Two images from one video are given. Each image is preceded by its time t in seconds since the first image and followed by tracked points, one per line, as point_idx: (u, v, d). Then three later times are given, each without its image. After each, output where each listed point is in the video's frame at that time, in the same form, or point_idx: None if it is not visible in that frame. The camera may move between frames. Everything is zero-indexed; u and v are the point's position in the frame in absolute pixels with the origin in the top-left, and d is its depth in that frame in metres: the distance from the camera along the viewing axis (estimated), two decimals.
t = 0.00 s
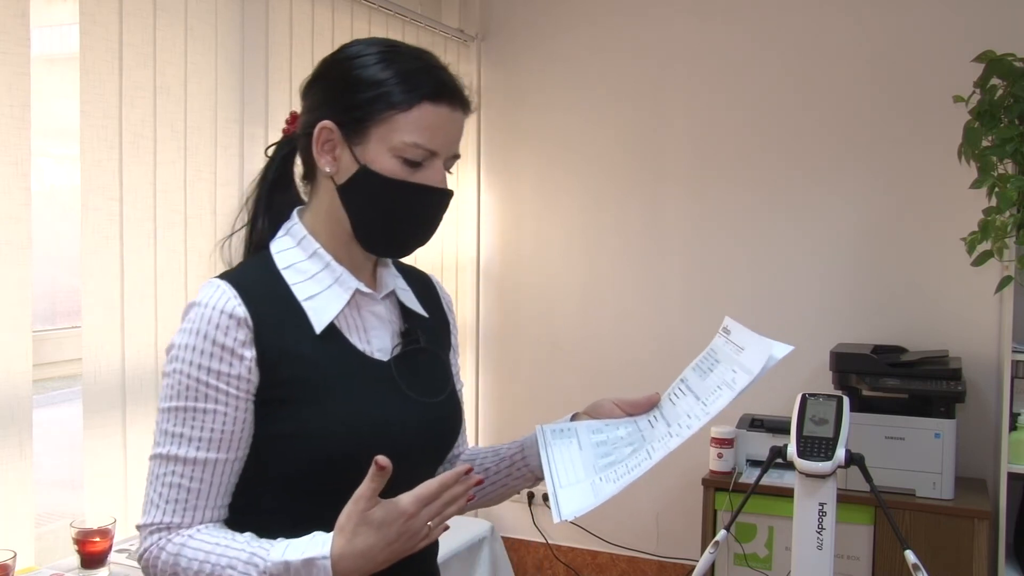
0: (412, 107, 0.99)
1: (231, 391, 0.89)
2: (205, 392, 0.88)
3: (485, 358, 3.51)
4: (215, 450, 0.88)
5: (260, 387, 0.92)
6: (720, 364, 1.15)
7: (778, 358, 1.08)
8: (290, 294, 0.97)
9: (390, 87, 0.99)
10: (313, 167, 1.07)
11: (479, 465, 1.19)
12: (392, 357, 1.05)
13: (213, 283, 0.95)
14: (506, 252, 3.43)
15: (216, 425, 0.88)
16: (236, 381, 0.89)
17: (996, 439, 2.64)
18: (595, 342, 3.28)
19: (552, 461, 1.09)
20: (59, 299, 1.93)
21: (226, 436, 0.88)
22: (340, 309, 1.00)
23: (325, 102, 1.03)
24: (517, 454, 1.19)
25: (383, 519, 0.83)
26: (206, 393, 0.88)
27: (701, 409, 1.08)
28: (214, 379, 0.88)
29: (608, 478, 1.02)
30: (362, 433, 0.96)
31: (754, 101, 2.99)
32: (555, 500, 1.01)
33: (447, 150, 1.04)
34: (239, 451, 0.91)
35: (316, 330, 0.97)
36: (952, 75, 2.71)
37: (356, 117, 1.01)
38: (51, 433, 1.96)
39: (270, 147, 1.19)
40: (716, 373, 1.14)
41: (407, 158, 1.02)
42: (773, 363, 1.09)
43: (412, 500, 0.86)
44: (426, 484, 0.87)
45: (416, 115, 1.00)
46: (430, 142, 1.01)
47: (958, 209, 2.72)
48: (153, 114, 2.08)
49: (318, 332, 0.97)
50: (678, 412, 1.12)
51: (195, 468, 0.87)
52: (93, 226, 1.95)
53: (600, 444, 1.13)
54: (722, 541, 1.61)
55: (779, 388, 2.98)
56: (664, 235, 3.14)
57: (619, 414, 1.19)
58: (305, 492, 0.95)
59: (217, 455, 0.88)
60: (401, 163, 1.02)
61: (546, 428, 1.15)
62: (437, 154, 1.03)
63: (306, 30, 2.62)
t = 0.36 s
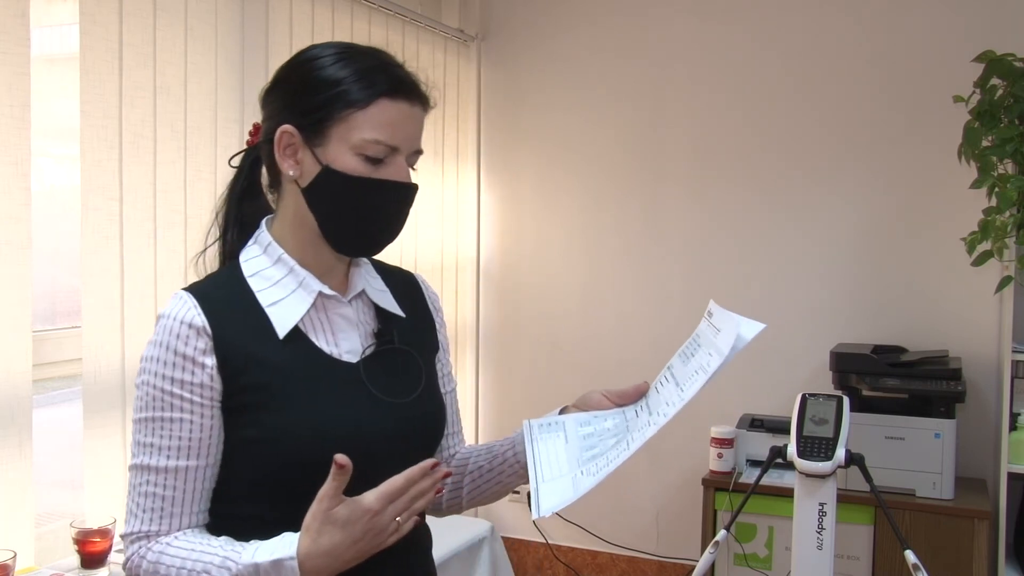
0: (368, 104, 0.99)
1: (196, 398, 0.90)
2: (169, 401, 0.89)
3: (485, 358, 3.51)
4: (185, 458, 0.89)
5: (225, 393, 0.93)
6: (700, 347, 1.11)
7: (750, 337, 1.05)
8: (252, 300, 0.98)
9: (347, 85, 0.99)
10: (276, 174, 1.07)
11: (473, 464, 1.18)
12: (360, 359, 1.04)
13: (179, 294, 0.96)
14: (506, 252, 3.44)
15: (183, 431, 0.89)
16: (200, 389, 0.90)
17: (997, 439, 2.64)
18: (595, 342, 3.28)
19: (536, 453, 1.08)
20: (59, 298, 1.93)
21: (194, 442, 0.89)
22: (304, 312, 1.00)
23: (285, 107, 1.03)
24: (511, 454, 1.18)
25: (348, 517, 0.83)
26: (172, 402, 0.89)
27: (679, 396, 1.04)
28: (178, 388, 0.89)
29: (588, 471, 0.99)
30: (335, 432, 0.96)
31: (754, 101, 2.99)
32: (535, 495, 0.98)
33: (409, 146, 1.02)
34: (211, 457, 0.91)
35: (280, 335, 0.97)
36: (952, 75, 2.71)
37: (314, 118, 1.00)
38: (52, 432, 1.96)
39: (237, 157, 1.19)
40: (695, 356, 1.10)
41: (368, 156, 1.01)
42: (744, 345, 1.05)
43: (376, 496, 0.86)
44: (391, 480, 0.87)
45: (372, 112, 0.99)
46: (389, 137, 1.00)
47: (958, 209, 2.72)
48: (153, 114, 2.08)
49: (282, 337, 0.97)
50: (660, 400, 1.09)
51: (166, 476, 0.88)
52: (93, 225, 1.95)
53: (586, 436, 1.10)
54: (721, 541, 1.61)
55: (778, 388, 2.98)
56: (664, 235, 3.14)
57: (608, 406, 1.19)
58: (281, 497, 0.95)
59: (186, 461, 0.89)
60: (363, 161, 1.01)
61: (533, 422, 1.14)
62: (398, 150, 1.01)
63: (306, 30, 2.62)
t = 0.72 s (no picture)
0: (350, 104, 0.98)
1: (187, 401, 0.89)
2: (160, 405, 0.89)
3: (485, 358, 3.51)
4: (177, 460, 0.89)
5: (215, 396, 0.92)
6: (682, 342, 1.09)
7: (727, 328, 1.02)
8: (240, 302, 0.97)
9: (330, 85, 0.98)
10: (262, 176, 1.07)
11: (464, 465, 1.17)
12: (349, 361, 1.03)
13: (169, 296, 0.96)
14: (506, 252, 3.44)
15: (174, 434, 0.89)
16: (191, 391, 0.90)
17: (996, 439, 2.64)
18: (595, 342, 3.28)
19: (522, 450, 1.05)
20: (59, 298, 1.92)
21: (186, 444, 0.89)
22: (293, 313, 1.00)
23: (269, 108, 1.03)
24: (501, 455, 1.18)
25: (341, 519, 0.83)
26: (163, 405, 0.89)
27: (659, 389, 1.02)
28: (169, 391, 0.89)
29: (570, 468, 0.96)
30: (325, 432, 0.95)
31: (755, 101, 2.98)
32: (516, 493, 0.94)
33: (391, 146, 1.02)
34: (203, 460, 0.91)
35: (268, 337, 0.96)
36: (952, 75, 2.71)
37: (297, 118, 1.00)
38: (52, 432, 1.95)
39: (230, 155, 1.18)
40: (678, 350, 1.08)
41: (351, 156, 1.00)
42: (722, 336, 1.02)
43: (369, 498, 0.85)
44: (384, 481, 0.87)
45: (355, 112, 0.98)
46: (373, 137, 0.99)
47: (958, 209, 2.72)
48: (153, 114, 2.08)
49: (270, 339, 0.96)
50: (644, 395, 1.06)
51: (158, 479, 0.88)
52: (93, 225, 1.95)
53: (572, 434, 1.08)
54: (722, 541, 1.62)
55: (778, 388, 2.98)
56: (664, 235, 3.14)
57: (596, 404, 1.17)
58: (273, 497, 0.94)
59: (178, 464, 0.89)
60: (346, 161, 1.00)
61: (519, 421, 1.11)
62: (381, 150, 1.01)
63: (306, 30, 2.62)
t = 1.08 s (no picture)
0: (344, 110, 0.97)
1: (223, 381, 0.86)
2: (201, 385, 0.83)
3: (484, 358, 3.51)
4: (234, 437, 0.83)
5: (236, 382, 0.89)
6: (666, 352, 1.05)
7: (706, 342, 0.98)
8: (248, 298, 0.95)
9: (327, 89, 0.97)
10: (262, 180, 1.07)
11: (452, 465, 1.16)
12: (355, 358, 1.04)
13: (176, 292, 0.92)
14: (506, 252, 3.44)
15: (223, 411, 0.83)
16: (223, 372, 0.87)
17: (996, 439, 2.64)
18: (595, 342, 3.28)
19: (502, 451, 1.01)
20: (59, 298, 1.92)
21: (235, 420, 0.84)
22: (302, 309, 1.00)
23: (267, 113, 1.02)
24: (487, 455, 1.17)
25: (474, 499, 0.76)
26: (204, 386, 0.84)
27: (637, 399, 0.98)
28: (207, 372, 0.85)
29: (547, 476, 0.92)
30: (334, 429, 0.94)
31: (755, 101, 2.98)
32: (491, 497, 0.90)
33: (386, 151, 1.01)
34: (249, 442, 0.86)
35: (279, 334, 0.95)
36: (953, 75, 2.71)
37: (293, 123, 0.99)
38: (53, 433, 1.93)
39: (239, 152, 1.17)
40: (661, 360, 1.04)
41: (344, 162, 1.00)
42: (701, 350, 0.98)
43: (506, 488, 0.77)
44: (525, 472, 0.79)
45: (349, 119, 0.97)
46: (365, 144, 0.98)
47: (958, 209, 2.72)
48: (153, 114, 2.08)
49: (281, 335, 0.95)
50: (623, 404, 1.02)
51: (223, 457, 0.81)
52: (93, 225, 1.95)
53: (554, 439, 1.05)
54: (722, 540, 1.64)
55: (778, 388, 2.98)
56: (664, 235, 3.14)
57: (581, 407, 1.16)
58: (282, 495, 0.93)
59: (234, 439, 0.83)
60: (339, 167, 1.00)
61: (504, 420, 1.07)
62: (375, 156, 1.00)
63: (306, 30, 2.62)
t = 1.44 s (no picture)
0: (336, 104, 0.97)
1: (237, 371, 0.86)
2: (215, 377, 0.83)
3: (484, 359, 3.51)
4: (247, 430, 0.83)
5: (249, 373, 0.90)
6: (657, 354, 1.07)
7: (700, 349, 0.98)
8: (257, 287, 0.96)
9: (318, 85, 0.97)
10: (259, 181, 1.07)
11: (440, 464, 1.17)
12: (362, 349, 1.04)
13: (183, 283, 0.92)
14: (506, 252, 3.44)
15: (236, 404, 0.83)
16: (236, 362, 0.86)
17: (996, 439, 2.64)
18: (594, 342, 3.28)
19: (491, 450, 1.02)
20: (59, 299, 1.92)
21: (249, 414, 0.84)
22: (312, 298, 1.00)
23: (258, 114, 1.03)
24: (479, 453, 1.17)
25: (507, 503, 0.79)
26: (217, 377, 0.84)
27: (629, 400, 0.99)
28: (220, 363, 0.85)
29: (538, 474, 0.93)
30: (343, 420, 0.95)
31: (755, 101, 2.99)
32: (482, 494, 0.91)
33: (381, 143, 1.01)
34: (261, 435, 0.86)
35: (290, 322, 0.95)
36: (953, 75, 2.71)
37: (286, 121, 0.99)
38: (53, 432, 1.94)
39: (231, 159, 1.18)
40: (652, 362, 1.05)
41: (341, 156, 1.00)
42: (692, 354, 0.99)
43: (539, 499, 0.81)
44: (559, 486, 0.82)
45: (342, 112, 0.97)
46: (359, 137, 0.98)
47: (958, 209, 2.72)
48: (153, 114, 2.08)
49: (292, 323, 0.95)
50: (615, 405, 1.03)
51: (237, 451, 0.81)
52: (93, 225, 1.96)
53: (544, 438, 1.05)
54: (722, 540, 1.64)
55: (779, 388, 2.98)
56: (665, 235, 3.14)
57: (570, 409, 1.17)
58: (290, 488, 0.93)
59: (248, 433, 0.83)
60: (335, 162, 1.00)
61: (494, 421, 1.10)
62: (370, 148, 1.00)
63: (306, 30, 2.62)
